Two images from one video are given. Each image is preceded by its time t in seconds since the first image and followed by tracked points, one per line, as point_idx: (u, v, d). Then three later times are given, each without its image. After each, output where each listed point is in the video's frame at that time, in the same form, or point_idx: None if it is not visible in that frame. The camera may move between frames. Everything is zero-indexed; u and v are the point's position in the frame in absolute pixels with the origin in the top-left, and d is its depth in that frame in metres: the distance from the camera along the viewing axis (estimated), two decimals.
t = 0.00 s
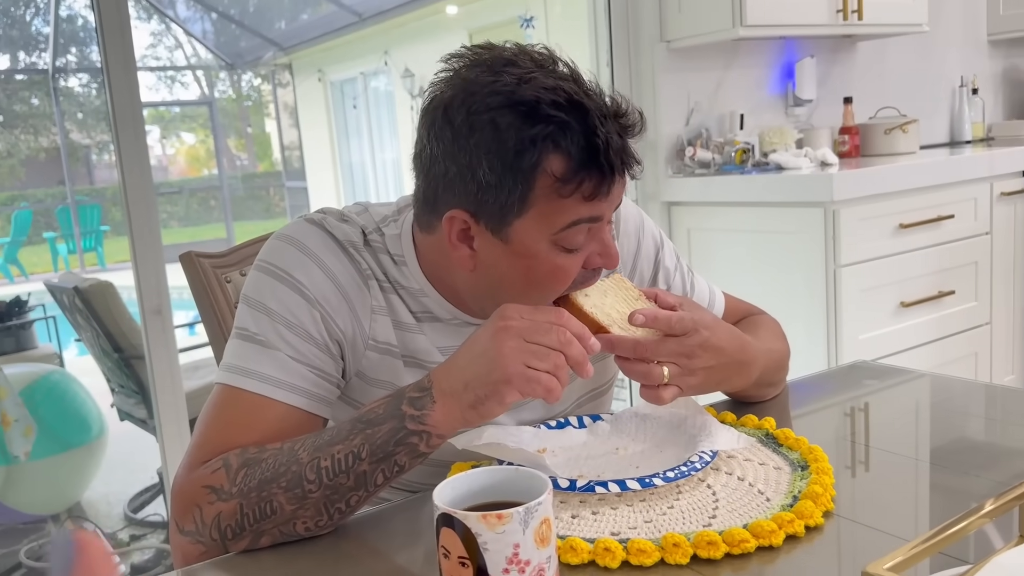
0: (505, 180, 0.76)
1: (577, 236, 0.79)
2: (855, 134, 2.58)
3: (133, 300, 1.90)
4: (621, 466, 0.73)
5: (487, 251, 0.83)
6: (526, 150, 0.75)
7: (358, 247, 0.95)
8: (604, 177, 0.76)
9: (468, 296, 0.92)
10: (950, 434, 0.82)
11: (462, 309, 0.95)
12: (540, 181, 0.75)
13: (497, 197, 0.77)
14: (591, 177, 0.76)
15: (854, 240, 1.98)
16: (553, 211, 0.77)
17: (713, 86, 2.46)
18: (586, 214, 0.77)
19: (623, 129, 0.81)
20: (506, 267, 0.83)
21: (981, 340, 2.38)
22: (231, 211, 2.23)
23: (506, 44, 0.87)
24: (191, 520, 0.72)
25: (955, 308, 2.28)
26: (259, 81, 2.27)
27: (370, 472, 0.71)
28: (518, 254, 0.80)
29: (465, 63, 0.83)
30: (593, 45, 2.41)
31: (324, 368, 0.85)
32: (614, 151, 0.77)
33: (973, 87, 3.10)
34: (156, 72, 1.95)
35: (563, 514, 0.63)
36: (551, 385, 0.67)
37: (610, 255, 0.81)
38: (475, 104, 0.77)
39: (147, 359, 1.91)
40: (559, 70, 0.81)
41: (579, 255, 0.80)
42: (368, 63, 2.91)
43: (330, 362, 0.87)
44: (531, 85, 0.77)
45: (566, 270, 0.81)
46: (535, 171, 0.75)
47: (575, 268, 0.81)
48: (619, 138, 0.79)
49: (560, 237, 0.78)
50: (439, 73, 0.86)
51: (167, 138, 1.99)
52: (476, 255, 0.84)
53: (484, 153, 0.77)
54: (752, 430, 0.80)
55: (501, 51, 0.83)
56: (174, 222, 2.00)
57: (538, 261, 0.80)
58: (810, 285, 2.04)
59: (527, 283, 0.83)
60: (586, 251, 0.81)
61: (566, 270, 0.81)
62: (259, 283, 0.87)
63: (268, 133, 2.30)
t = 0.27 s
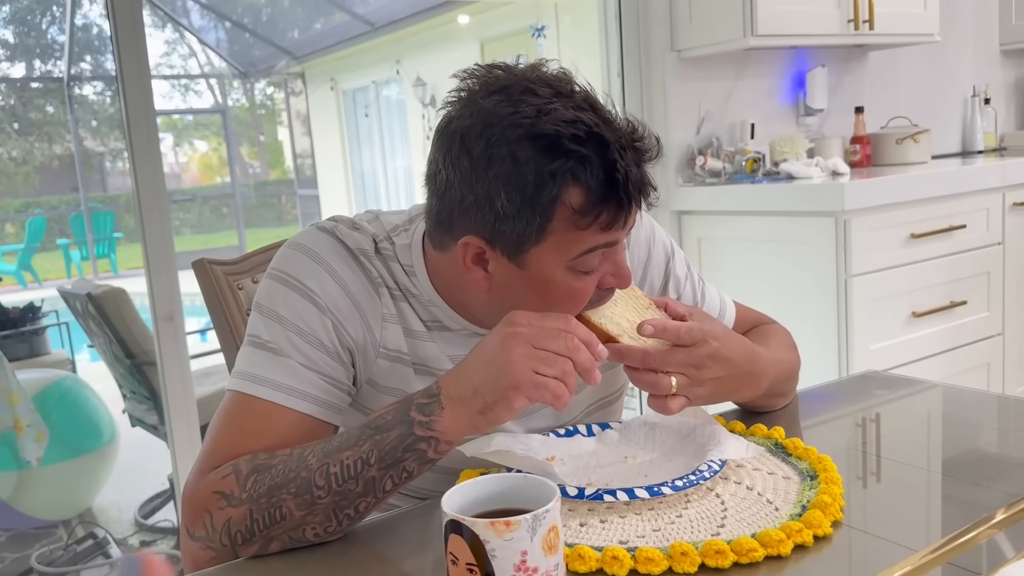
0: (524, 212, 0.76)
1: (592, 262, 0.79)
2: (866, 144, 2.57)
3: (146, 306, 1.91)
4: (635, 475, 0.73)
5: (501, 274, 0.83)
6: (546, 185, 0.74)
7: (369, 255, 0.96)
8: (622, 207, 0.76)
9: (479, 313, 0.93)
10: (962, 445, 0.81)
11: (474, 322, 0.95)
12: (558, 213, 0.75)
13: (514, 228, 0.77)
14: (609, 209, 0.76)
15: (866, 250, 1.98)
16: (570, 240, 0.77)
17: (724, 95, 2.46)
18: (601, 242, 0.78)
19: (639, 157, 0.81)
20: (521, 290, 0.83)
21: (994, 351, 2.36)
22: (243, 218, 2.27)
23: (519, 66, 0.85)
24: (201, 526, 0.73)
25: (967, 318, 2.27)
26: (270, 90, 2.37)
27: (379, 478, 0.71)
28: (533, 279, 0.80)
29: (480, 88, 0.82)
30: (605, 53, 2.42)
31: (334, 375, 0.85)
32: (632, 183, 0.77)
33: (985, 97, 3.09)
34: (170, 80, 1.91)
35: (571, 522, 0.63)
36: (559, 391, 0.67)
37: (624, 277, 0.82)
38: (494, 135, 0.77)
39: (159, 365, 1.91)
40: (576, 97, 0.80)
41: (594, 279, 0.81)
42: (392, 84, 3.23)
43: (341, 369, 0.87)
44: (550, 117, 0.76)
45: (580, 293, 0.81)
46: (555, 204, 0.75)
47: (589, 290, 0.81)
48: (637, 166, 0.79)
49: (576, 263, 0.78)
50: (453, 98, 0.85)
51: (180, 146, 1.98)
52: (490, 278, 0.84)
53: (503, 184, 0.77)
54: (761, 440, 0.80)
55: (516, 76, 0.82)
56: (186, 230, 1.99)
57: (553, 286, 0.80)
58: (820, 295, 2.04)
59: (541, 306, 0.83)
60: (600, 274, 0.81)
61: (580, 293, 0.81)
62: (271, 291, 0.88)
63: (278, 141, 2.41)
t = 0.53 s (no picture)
0: (522, 221, 0.76)
1: (591, 269, 0.79)
2: (873, 151, 2.56)
3: (152, 311, 1.90)
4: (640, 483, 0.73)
5: (499, 280, 0.83)
6: (545, 195, 0.74)
7: (372, 261, 0.96)
8: (621, 217, 0.76)
9: (478, 316, 0.93)
10: (969, 454, 0.81)
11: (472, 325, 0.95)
12: (557, 223, 0.75)
13: (513, 236, 0.77)
14: (608, 219, 0.76)
15: (872, 257, 1.97)
16: (568, 249, 0.77)
17: (730, 101, 2.46)
18: (600, 250, 0.78)
19: (640, 165, 0.81)
20: (519, 296, 0.83)
21: (1001, 359, 2.35)
22: (251, 224, 2.30)
23: (522, 73, 0.85)
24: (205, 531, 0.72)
25: (974, 326, 2.26)
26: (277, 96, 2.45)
27: (382, 484, 0.72)
28: (531, 286, 0.80)
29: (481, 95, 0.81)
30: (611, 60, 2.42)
31: (338, 381, 0.85)
32: (631, 194, 0.77)
33: (993, 104, 3.09)
34: (178, 85, 1.92)
35: (575, 529, 0.63)
36: (564, 396, 0.67)
37: (623, 283, 0.82)
38: (493, 144, 0.76)
39: (165, 370, 1.90)
40: (577, 105, 0.80)
41: (592, 287, 0.81)
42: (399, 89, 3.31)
43: (345, 375, 0.87)
44: (550, 126, 0.76)
45: (579, 300, 0.81)
46: (553, 214, 0.75)
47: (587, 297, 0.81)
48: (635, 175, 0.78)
49: (574, 270, 0.78)
50: (454, 103, 0.85)
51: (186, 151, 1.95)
52: (489, 284, 0.85)
53: (502, 193, 0.77)
54: (766, 448, 0.80)
55: (517, 83, 0.81)
56: (192, 234, 1.98)
57: (551, 292, 0.80)
58: (827, 302, 2.03)
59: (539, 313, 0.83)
60: (599, 281, 0.81)
61: (579, 300, 0.81)
62: (275, 297, 0.88)
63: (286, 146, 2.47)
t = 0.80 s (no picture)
0: (497, 196, 0.77)
1: (574, 251, 0.79)
2: (877, 154, 2.56)
3: (156, 312, 1.94)
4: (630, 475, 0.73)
5: (485, 264, 0.83)
6: (517, 169, 0.76)
7: (375, 263, 0.96)
8: (598, 194, 0.76)
9: (476, 311, 0.93)
10: (973, 458, 0.81)
11: (471, 321, 0.96)
12: (531, 198, 0.76)
13: (490, 213, 0.78)
14: (584, 195, 0.76)
15: (876, 261, 1.97)
16: (546, 228, 0.77)
17: (734, 104, 2.46)
18: (581, 229, 0.78)
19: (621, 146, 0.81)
20: (507, 282, 0.83)
21: (1005, 363, 2.34)
22: (253, 225, 2.30)
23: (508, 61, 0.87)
24: (208, 532, 0.73)
25: (978, 330, 2.25)
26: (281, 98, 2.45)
27: (386, 488, 0.71)
28: (515, 268, 0.81)
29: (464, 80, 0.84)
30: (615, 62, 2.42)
31: (341, 383, 0.85)
32: (608, 169, 0.77)
33: (997, 108, 3.08)
34: (183, 88, 1.90)
35: (578, 532, 0.63)
36: (567, 404, 0.67)
37: (612, 268, 0.81)
38: (469, 121, 0.79)
39: (169, 371, 1.91)
40: (556, 87, 0.81)
41: (578, 270, 0.80)
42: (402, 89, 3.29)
43: (347, 377, 0.87)
44: (524, 102, 0.77)
45: (567, 286, 0.81)
46: (527, 188, 0.76)
47: (576, 283, 0.81)
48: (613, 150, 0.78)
49: (556, 250, 0.78)
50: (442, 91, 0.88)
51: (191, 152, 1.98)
52: (476, 270, 0.85)
53: (478, 170, 0.78)
54: (771, 452, 0.80)
55: (500, 68, 0.84)
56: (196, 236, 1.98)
57: (535, 275, 0.80)
58: (830, 305, 2.03)
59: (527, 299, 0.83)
60: (586, 265, 0.81)
61: (567, 285, 0.81)
62: (278, 299, 0.88)
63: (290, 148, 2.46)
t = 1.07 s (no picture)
0: (478, 153, 0.81)
1: (560, 212, 0.81)
2: (880, 154, 2.56)
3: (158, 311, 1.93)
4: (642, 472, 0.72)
5: (475, 230, 0.86)
6: (495, 124, 0.80)
7: (379, 259, 0.96)
8: (576, 148, 0.78)
9: (479, 297, 0.94)
10: (975, 458, 0.80)
11: (477, 311, 0.97)
12: (509, 152, 0.79)
13: (473, 170, 0.83)
14: (561, 148, 0.78)
15: (878, 261, 1.97)
16: (526, 184, 0.80)
17: (737, 104, 2.45)
18: (562, 186, 0.79)
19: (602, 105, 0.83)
20: (498, 251, 0.85)
21: (1007, 363, 2.34)
22: (255, 223, 2.29)
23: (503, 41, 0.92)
24: (211, 530, 0.73)
25: (980, 330, 2.25)
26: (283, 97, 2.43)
27: (389, 487, 0.71)
28: (503, 232, 0.83)
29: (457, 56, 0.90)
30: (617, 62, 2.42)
31: (345, 380, 0.86)
32: (583, 120, 0.79)
33: (1000, 108, 3.08)
34: (185, 86, 1.93)
35: (582, 530, 0.63)
36: (572, 407, 0.66)
37: (602, 235, 0.82)
38: (452, 85, 0.84)
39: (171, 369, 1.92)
40: (539, 55, 0.86)
41: (567, 234, 0.82)
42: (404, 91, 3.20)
43: (351, 374, 0.87)
44: (505, 64, 0.82)
45: (557, 251, 0.82)
46: (503, 141, 0.79)
47: (564, 248, 0.82)
48: (593, 110, 0.81)
49: (539, 210, 0.81)
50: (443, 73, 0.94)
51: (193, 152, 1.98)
52: (468, 238, 0.88)
53: (461, 130, 0.83)
54: (774, 450, 0.80)
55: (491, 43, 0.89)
56: (198, 235, 1.98)
57: (522, 237, 0.82)
58: (832, 305, 2.03)
59: (517, 266, 0.84)
60: (575, 230, 0.82)
61: (556, 250, 0.82)
62: (282, 295, 0.88)
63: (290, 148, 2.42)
